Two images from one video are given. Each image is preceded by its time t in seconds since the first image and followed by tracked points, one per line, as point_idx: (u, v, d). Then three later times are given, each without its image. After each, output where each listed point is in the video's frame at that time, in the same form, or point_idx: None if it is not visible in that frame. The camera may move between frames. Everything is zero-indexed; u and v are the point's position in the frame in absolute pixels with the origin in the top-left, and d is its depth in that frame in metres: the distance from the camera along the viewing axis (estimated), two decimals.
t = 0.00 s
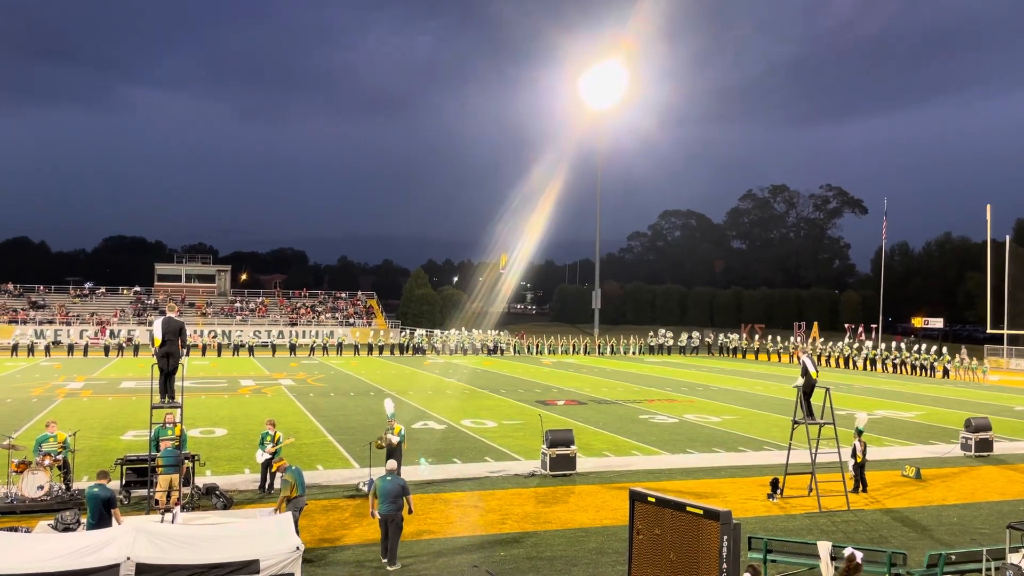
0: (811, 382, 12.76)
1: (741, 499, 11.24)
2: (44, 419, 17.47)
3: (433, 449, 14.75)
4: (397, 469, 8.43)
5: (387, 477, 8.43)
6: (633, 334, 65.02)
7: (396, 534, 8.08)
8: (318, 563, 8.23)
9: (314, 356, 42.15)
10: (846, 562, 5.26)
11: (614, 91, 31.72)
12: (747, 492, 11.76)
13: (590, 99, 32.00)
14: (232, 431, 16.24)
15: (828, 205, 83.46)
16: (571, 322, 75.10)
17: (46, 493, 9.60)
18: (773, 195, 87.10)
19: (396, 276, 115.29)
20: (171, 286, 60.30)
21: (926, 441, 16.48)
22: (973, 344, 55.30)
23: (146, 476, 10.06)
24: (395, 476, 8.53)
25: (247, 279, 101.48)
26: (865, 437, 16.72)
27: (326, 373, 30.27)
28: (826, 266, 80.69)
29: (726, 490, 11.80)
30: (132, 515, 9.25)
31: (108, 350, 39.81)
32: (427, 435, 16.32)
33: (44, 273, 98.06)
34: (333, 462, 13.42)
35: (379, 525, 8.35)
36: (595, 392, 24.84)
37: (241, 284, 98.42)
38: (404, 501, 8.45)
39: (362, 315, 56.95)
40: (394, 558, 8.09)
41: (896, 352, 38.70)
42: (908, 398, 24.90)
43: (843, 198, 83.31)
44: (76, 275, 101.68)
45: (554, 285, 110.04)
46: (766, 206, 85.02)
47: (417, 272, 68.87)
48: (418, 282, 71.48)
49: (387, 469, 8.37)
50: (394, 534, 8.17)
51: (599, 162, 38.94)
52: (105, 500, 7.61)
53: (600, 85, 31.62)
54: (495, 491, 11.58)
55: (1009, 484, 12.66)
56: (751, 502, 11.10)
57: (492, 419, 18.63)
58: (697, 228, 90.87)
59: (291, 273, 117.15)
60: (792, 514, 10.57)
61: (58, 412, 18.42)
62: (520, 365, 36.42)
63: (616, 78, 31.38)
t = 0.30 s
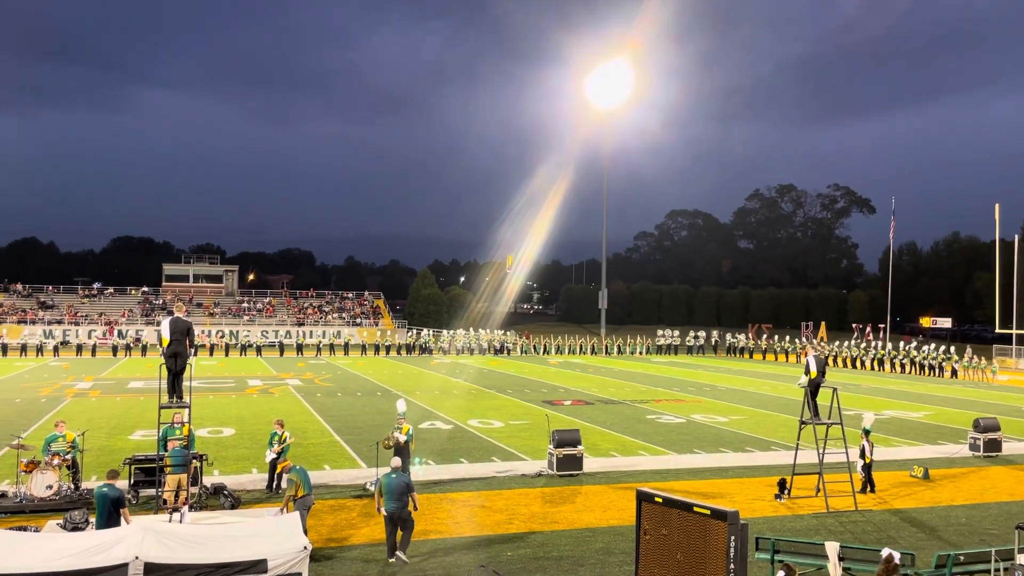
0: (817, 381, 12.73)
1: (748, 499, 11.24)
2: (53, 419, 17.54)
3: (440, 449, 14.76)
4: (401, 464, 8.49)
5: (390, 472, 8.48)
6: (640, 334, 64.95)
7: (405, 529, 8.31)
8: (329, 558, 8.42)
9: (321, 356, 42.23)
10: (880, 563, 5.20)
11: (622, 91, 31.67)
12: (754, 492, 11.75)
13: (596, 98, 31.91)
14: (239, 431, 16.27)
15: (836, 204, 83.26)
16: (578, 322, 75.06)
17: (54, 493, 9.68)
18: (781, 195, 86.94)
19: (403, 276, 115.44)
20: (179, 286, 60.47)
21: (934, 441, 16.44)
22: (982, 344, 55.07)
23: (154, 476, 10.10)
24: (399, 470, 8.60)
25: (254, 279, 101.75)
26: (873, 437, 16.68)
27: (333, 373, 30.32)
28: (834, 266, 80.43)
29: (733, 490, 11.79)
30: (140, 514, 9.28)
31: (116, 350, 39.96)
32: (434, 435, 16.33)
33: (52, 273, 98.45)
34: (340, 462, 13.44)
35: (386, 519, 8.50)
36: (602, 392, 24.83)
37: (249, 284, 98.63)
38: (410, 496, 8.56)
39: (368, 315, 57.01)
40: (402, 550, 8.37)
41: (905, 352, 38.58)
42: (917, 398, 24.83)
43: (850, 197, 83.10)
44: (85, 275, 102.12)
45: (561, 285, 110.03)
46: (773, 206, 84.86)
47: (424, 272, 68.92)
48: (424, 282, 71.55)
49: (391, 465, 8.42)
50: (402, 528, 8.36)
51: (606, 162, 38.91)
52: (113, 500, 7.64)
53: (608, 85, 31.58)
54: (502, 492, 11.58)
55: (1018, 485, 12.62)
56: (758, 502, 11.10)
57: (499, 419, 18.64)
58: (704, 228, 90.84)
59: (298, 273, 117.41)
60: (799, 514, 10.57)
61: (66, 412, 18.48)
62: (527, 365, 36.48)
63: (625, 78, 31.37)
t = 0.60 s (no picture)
0: (827, 381, 12.69)
1: (757, 499, 11.21)
2: (64, 418, 17.65)
3: (449, 448, 14.77)
4: (411, 461, 8.56)
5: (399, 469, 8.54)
6: (648, 335, 64.82)
7: (415, 527, 8.38)
8: (339, 557, 8.48)
9: (329, 356, 42.41)
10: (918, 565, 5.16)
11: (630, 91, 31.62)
12: (764, 492, 11.72)
13: (603, 95, 31.86)
14: (249, 431, 16.32)
15: (845, 203, 82.98)
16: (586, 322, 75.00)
17: (65, 493, 9.76)
18: (790, 194, 86.73)
19: (412, 276, 115.57)
20: (189, 287, 60.67)
21: (945, 441, 16.37)
22: (994, 344, 54.71)
23: (164, 475, 10.15)
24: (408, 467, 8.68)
25: (264, 279, 102.05)
26: (883, 437, 16.62)
27: (342, 373, 30.34)
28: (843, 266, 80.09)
29: (743, 490, 11.77)
30: (150, 514, 9.30)
31: (127, 350, 40.15)
32: (443, 434, 16.34)
33: (62, 274, 98.93)
34: (349, 461, 13.46)
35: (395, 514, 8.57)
36: (611, 392, 24.79)
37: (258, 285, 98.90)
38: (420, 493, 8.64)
39: (377, 315, 57.11)
40: (412, 548, 8.45)
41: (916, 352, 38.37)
42: (928, 397, 24.71)
43: (860, 196, 82.81)
44: (95, 275, 102.65)
45: (569, 285, 109.95)
46: (782, 205, 84.66)
47: (432, 272, 68.95)
48: (433, 281, 71.60)
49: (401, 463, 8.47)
50: (412, 524, 8.46)
51: (614, 162, 38.88)
52: (125, 500, 7.68)
53: (617, 84, 31.54)
54: (510, 492, 11.57)
55: None
56: (768, 502, 11.07)
57: (507, 419, 18.63)
58: (712, 227, 90.72)
59: (307, 273, 117.69)
60: (808, 514, 10.55)
61: (78, 412, 18.59)
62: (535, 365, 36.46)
63: (633, 76, 31.36)
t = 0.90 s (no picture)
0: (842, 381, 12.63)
1: (770, 499, 11.17)
2: (78, 417, 17.80)
3: (460, 448, 14.77)
4: (427, 459, 8.58)
5: (416, 466, 8.55)
6: (659, 335, 64.64)
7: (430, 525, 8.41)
8: (352, 557, 8.47)
9: (341, 356, 42.57)
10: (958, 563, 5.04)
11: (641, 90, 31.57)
12: (776, 492, 11.68)
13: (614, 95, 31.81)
14: (261, 430, 16.36)
15: (857, 202, 82.62)
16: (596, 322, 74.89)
17: (80, 492, 9.94)
18: (802, 193, 86.43)
19: (423, 276, 115.71)
20: (201, 287, 60.93)
21: (959, 441, 16.27)
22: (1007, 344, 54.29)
23: (177, 474, 10.22)
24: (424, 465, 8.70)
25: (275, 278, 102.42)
26: (896, 438, 16.53)
27: (353, 373, 30.31)
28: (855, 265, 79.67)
29: (755, 490, 11.73)
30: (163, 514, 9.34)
31: (139, 350, 40.37)
32: (454, 434, 16.34)
33: (75, 274, 99.52)
34: (360, 461, 13.47)
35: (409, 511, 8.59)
36: (621, 392, 24.71)
37: (269, 285, 99.26)
38: (436, 491, 8.66)
39: (388, 315, 57.22)
40: (426, 545, 8.46)
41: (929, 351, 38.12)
42: (942, 397, 24.52)
43: (873, 195, 82.44)
44: (108, 275, 103.30)
45: (579, 284, 109.83)
46: (793, 204, 84.41)
47: (443, 272, 69.01)
48: (444, 281, 71.72)
49: (418, 461, 8.50)
50: (425, 521, 8.50)
51: (625, 160, 38.83)
52: (138, 499, 7.72)
53: (628, 82, 31.50)
54: (520, 492, 11.56)
55: None
56: (780, 502, 11.04)
57: (519, 419, 18.63)
58: (723, 226, 90.52)
59: (318, 273, 118.02)
60: (821, 515, 10.50)
61: (92, 411, 18.73)
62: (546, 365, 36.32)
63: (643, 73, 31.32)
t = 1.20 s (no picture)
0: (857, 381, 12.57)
1: (784, 499, 11.12)
2: (94, 417, 17.94)
3: (474, 447, 14.82)
4: (444, 457, 8.62)
5: (434, 463, 8.59)
6: (672, 334, 64.40)
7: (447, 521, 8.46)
8: (366, 555, 8.48)
9: (355, 355, 42.71)
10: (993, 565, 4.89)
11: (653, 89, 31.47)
12: (790, 492, 11.64)
13: (625, 94, 31.78)
14: (275, 430, 16.46)
15: (872, 201, 82.08)
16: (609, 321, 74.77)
17: (96, 490, 10.03)
18: (816, 191, 86.04)
19: (435, 275, 115.88)
20: (215, 287, 61.27)
21: (975, 441, 16.14)
22: None
23: (192, 473, 10.29)
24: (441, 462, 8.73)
25: (288, 278, 102.82)
26: (912, 437, 16.41)
27: (366, 373, 30.22)
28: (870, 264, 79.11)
29: (769, 490, 11.68)
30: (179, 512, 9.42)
31: (155, 350, 40.63)
32: (467, 433, 16.38)
33: (90, 274, 100.20)
34: (374, 460, 13.51)
35: (425, 508, 8.63)
36: (634, 391, 24.58)
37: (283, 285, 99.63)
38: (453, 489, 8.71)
39: (401, 314, 57.34)
40: (443, 541, 8.53)
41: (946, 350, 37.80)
42: (959, 397, 24.26)
43: (888, 193, 81.93)
44: (124, 275, 104.05)
45: (592, 284, 109.65)
46: (808, 202, 84.05)
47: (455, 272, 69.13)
48: (457, 281, 71.87)
49: (436, 458, 8.55)
50: (441, 518, 8.53)
51: (638, 160, 38.73)
52: (155, 498, 7.78)
53: (638, 81, 31.42)
54: (533, 491, 11.56)
55: None
56: (794, 502, 10.98)
57: (532, 418, 18.64)
58: (737, 225, 90.29)
59: (332, 273, 118.45)
60: (836, 515, 10.45)
61: (108, 410, 18.89)
62: (560, 365, 36.11)
63: (655, 71, 31.16)
